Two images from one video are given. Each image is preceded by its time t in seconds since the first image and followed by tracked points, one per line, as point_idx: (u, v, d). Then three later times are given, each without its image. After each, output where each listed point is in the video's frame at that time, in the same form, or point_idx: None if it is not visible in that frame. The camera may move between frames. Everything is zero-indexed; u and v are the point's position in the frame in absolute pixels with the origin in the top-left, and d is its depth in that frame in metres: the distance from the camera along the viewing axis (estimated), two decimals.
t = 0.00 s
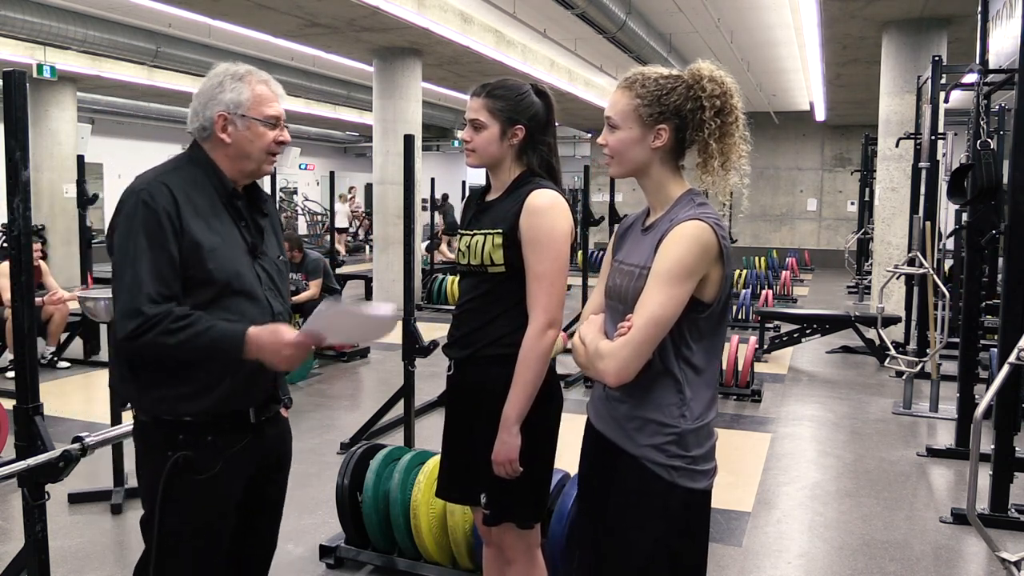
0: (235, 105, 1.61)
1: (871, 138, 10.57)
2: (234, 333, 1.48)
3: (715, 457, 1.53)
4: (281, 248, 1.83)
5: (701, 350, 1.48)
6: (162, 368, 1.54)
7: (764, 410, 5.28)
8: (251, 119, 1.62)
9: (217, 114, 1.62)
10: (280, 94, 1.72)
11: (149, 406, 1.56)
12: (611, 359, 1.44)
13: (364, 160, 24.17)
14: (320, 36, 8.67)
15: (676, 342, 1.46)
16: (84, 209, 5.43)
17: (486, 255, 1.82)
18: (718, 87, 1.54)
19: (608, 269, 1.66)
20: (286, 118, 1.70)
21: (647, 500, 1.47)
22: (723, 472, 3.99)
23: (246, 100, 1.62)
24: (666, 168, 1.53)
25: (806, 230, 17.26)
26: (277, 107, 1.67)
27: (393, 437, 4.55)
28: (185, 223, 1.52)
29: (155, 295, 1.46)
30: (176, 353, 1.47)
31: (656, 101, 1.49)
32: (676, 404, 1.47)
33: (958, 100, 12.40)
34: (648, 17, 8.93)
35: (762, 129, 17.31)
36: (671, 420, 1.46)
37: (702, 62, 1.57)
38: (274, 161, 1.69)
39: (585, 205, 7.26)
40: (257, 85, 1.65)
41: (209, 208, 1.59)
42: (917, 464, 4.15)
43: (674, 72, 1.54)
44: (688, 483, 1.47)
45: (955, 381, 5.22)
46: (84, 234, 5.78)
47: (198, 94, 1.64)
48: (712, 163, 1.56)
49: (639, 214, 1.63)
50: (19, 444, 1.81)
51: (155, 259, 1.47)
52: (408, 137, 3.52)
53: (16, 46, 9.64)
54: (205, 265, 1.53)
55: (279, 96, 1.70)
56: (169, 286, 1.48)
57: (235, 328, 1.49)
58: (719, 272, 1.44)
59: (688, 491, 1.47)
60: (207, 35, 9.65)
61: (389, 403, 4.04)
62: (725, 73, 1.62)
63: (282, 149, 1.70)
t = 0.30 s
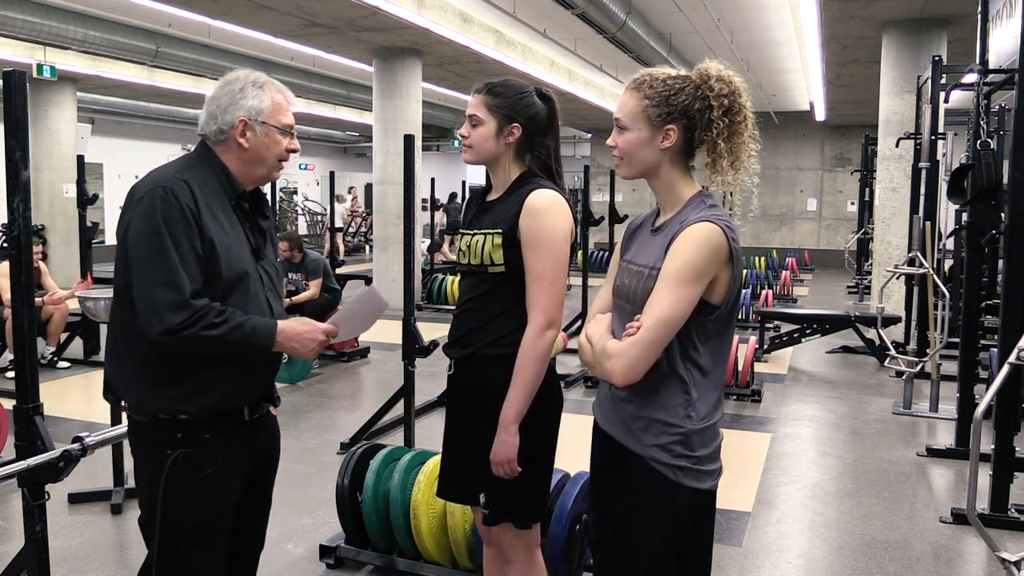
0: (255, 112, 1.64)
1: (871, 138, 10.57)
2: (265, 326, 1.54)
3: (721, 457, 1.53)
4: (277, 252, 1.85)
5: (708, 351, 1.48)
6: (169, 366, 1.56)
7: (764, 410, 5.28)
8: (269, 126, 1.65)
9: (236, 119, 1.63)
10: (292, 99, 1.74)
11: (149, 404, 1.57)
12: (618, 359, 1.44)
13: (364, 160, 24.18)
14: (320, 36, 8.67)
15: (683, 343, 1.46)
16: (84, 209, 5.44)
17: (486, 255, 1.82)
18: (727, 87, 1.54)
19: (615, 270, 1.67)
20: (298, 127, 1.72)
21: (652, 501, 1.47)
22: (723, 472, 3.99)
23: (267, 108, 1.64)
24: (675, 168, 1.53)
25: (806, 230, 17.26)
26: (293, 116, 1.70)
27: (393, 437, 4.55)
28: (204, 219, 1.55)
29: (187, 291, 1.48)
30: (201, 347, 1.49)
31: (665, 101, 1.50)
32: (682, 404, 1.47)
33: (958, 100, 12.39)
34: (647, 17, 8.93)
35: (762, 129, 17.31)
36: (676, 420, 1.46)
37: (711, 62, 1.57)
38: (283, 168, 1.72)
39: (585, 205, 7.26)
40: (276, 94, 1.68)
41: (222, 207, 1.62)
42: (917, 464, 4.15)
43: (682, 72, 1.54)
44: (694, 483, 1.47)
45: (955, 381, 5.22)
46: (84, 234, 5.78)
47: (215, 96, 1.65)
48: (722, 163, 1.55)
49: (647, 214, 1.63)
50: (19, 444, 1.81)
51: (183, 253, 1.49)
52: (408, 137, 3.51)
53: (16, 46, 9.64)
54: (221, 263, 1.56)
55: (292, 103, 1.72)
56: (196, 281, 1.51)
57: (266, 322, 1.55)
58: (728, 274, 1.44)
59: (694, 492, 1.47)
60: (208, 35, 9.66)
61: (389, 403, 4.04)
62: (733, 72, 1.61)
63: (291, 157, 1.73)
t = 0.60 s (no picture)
0: (261, 116, 1.64)
1: (871, 138, 10.57)
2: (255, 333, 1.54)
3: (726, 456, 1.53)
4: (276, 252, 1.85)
5: (713, 350, 1.48)
6: (166, 365, 1.56)
7: (764, 410, 5.28)
8: (273, 130, 1.66)
9: (242, 122, 1.64)
10: (293, 101, 1.74)
11: (147, 402, 1.56)
12: (623, 357, 1.44)
13: (364, 160, 24.18)
14: (320, 36, 8.67)
15: (688, 342, 1.46)
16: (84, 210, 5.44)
17: (487, 255, 1.82)
18: (732, 87, 1.54)
19: (621, 270, 1.67)
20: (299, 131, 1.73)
21: (657, 499, 1.47)
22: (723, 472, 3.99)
23: (271, 112, 1.65)
24: (680, 168, 1.53)
25: (806, 230, 17.26)
26: (295, 120, 1.71)
27: (393, 437, 4.55)
28: (205, 218, 1.55)
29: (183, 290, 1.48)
30: (196, 348, 1.49)
31: (671, 102, 1.50)
32: (686, 404, 1.47)
33: (958, 100, 12.40)
34: (648, 17, 8.93)
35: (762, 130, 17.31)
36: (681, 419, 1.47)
37: (717, 62, 1.57)
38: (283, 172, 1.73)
39: (585, 204, 7.27)
40: (280, 99, 1.68)
41: (224, 206, 1.62)
42: (917, 464, 4.15)
43: (688, 72, 1.54)
44: (700, 483, 1.47)
45: (955, 381, 5.22)
46: (84, 234, 5.78)
47: (220, 98, 1.65)
48: (728, 164, 1.56)
49: (654, 214, 1.63)
50: (20, 444, 1.81)
51: (183, 252, 1.49)
52: (408, 137, 3.52)
53: (16, 46, 9.64)
54: (220, 264, 1.56)
55: (294, 106, 1.73)
56: (192, 280, 1.51)
57: (255, 327, 1.55)
58: (733, 274, 1.44)
59: (699, 491, 1.47)
60: (207, 35, 9.66)
61: (389, 403, 4.04)
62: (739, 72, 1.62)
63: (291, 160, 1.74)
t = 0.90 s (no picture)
0: (240, 107, 1.63)
1: (871, 138, 10.57)
2: (264, 324, 1.56)
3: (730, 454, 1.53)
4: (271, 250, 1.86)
5: (716, 349, 1.48)
6: (166, 365, 1.55)
7: (764, 410, 5.28)
8: (254, 121, 1.65)
9: (222, 115, 1.63)
10: (279, 94, 1.73)
11: (142, 406, 1.55)
12: (628, 356, 1.44)
13: (364, 160, 24.17)
14: (320, 36, 8.67)
15: (691, 341, 1.46)
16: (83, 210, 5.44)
17: (486, 255, 1.82)
18: (734, 87, 1.54)
19: (622, 269, 1.67)
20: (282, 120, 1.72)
21: (660, 499, 1.47)
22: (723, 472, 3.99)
23: (251, 103, 1.64)
24: (680, 167, 1.53)
25: (806, 230, 17.26)
26: (277, 111, 1.69)
27: (393, 437, 4.55)
28: (201, 216, 1.55)
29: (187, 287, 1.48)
30: (203, 344, 1.49)
31: (672, 101, 1.50)
32: (690, 401, 1.47)
33: (958, 100, 12.40)
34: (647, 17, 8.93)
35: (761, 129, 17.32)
36: (684, 417, 1.47)
37: (717, 62, 1.57)
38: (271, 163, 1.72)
39: (585, 205, 7.27)
40: (260, 90, 1.67)
41: (217, 205, 1.62)
42: (917, 464, 4.15)
43: (689, 72, 1.54)
44: (704, 481, 1.47)
45: (955, 381, 5.22)
46: (84, 234, 5.78)
47: (201, 94, 1.65)
48: (728, 163, 1.56)
49: (655, 213, 1.63)
50: (20, 444, 1.81)
51: (183, 249, 1.50)
52: (408, 137, 3.52)
53: (16, 45, 9.64)
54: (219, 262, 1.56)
55: (278, 98, 1.72)
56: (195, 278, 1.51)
57: (266, 315, 1.57)
58: (736, 272, 1.44)
59: (703, 489, 1.47)
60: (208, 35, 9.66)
61: (389, 403, 4.03)
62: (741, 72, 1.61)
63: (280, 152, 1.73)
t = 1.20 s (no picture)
0: (222, 101, 1.63)
1: (871, 138, 10.58)
2: (243, 334, 1.53)
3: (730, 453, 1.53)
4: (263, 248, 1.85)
5: (715, 348, 1.48)
6: (150, 369, 1.55)
7: (764, 410, 5.28)
8: (237, 115, 1.64)
9: (204, 110, 1.63)
10: (267, 90, 1.73)
11: (129, 410, 1.56)
12: (628, 354, 1.43)
13: (365, 160, 24.17)
14: (320, 36, 8.67)
15: (691, 341, 1.46)
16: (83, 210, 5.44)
17: (486, 256, 1.82)
18: (737, 88, 1.54)
19: (621, 269, 1.67)
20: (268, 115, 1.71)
21: (661, 499, 1.47)
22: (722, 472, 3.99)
23: (233, 97, 1.63)
24: (681, 166, 1.53)
25: (806, 230, 17.26)
26: (263, 105, 1.69)
27: (393, 438, 4.55)
28: (179, 217, 1.54)
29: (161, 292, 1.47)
30: (179, 350, 1.48)
31: (676, 102, 1.50)
32: (690, 401, 1.47)
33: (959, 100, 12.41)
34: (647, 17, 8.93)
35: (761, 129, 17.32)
36: (684, 417, 1.46)
37: (720, 63, 1.58)
38: (257, 159, 1.72)
39: (585, 205, 7.27)
40: (243, 83, 1.66)
41: (199, 203, 1.61)
42: (917, 464, 4.15)
43: (692, 72, 1.54)
44: (705, 481, 1.47)
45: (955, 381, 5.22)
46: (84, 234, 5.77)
47: (184, 90, 1.65)
48: (730, 163, 1.55)
49: (655, 213, 1.63)
50: (20, 444, 1.80)
51: (158, 253, 1.49)
52: (408, 137, 3.51)
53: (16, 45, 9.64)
54: (199, 264, 1.55)
55: (264, 92, 1.71)
56: (173, 282, 1.50)
57: (244, 327, 1.55)
58: (736, 273, 1.44)
59: (704, 488, 1.47)
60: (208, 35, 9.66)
61: (389, 403, 4.03)
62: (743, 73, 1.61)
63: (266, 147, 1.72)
